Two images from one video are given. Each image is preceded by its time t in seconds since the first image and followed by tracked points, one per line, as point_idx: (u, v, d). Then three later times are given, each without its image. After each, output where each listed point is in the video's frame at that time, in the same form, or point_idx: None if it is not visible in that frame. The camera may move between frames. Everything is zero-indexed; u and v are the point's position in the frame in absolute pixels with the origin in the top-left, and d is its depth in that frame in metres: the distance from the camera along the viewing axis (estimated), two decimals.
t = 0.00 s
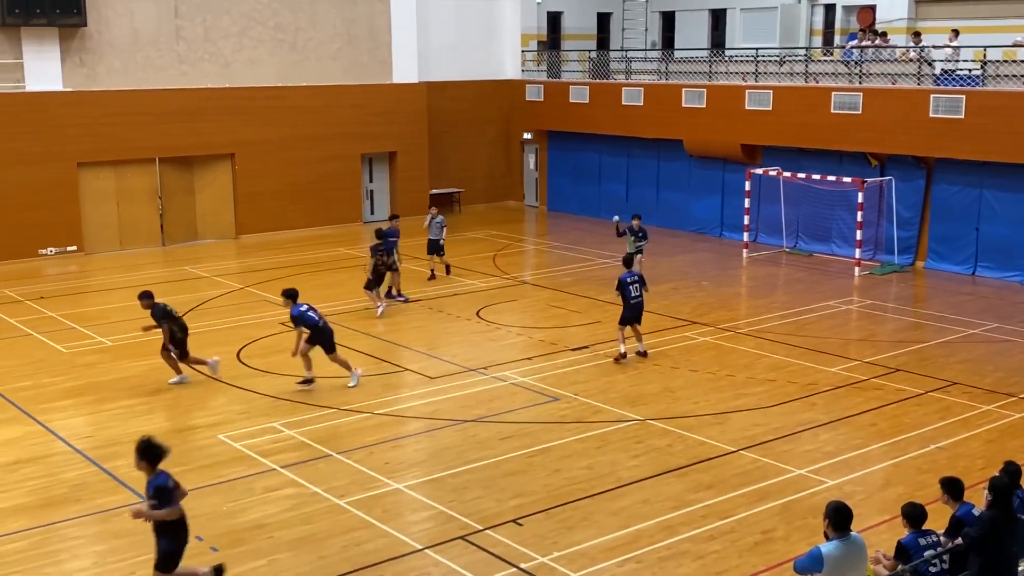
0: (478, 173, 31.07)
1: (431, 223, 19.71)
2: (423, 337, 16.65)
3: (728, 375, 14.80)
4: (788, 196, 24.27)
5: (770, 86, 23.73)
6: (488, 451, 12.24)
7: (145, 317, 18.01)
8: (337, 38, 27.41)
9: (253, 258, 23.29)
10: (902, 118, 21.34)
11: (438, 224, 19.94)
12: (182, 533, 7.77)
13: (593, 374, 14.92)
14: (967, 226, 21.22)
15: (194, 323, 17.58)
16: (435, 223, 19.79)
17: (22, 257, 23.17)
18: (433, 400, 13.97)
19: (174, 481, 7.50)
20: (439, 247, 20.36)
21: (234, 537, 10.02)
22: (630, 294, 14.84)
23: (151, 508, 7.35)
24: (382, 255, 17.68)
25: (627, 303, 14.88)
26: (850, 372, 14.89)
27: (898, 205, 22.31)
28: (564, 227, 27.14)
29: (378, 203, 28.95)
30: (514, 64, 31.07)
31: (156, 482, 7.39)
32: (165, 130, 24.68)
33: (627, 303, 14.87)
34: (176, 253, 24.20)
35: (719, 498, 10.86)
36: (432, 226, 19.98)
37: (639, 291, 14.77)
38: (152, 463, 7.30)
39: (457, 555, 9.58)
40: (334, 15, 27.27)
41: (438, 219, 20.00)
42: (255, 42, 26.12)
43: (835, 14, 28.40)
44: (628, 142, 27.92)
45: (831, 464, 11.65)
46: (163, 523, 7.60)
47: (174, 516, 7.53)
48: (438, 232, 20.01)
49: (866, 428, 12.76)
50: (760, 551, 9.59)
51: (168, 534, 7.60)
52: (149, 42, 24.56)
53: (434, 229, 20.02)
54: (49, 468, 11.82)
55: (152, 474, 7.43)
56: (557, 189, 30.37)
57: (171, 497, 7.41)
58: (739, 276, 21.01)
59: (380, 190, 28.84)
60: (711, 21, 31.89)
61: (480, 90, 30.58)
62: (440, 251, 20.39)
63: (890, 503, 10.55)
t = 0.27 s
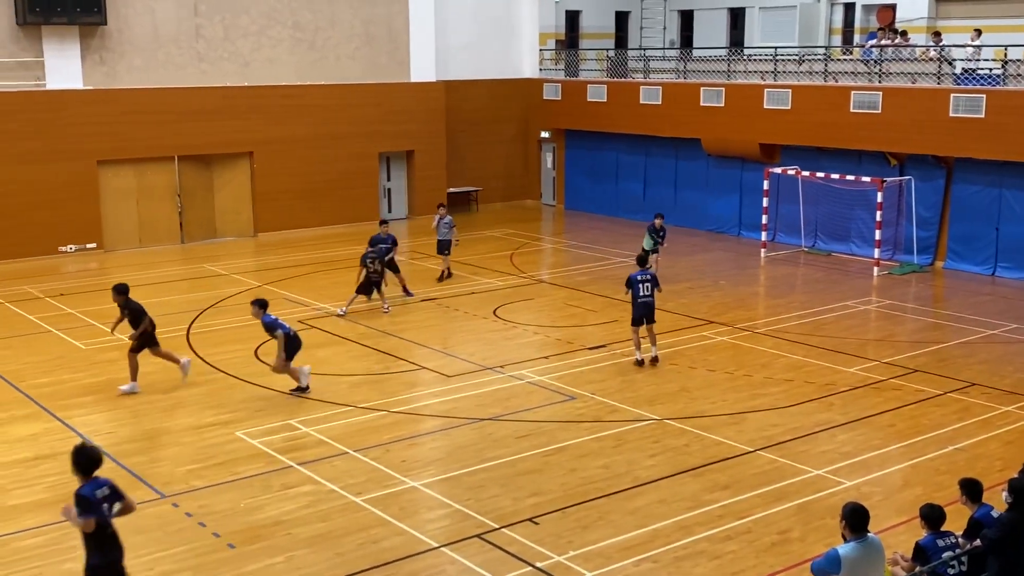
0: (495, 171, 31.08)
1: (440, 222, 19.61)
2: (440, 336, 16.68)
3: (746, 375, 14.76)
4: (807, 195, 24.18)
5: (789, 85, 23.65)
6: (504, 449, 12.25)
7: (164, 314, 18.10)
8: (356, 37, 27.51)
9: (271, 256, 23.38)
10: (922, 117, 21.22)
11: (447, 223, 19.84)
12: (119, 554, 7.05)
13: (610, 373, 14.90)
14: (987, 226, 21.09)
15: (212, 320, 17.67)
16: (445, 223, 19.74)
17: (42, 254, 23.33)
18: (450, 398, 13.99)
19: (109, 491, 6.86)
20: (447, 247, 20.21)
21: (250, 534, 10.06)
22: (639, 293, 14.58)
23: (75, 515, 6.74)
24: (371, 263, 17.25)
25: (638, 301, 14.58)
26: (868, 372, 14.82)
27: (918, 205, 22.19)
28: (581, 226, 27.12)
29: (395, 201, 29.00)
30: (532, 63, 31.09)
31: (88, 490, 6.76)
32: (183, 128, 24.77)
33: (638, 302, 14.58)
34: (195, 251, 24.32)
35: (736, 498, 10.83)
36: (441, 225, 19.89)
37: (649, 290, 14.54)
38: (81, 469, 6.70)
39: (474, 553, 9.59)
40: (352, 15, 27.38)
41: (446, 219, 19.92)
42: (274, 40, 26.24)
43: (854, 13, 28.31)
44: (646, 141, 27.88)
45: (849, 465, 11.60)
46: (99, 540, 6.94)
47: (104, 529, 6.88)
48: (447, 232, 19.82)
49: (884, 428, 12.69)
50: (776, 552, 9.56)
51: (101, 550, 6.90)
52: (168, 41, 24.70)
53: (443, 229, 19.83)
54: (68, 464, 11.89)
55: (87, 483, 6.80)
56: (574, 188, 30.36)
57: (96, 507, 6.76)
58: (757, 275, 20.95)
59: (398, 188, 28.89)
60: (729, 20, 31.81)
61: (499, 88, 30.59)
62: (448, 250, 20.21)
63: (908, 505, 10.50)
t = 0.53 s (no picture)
0: (516, 170, 31.08)
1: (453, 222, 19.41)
2: (462, 334, 16.69)
3: (769, 375, 14.69)
4: (831, 195, 24.06)
5: (813, 84, 23.54)
6: (525, 448, 12.25)
7: (187, 311, 18.20)
8: (380, 35, 27.57)
9: (294, 253, 23.46)
10: (947, 117, 21.06)
11: (459, 224, 19.71)
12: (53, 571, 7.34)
13: (632, 373, 14.87)
14: (1013, 227, 20.90)
15: (235, 317, 17.75)
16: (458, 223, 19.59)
17: (67, 251, 23.50)
18: (472, 397, 13.99)
19: (41, 517, 7.10)
20: (460, 249, 20.01)
21: (273, 530, 10.10)
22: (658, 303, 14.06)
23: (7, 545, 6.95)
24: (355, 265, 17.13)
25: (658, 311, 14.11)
26: (892, 373, 14.73)
27: (943, 205, 22.03)
28: (603, 225, 27.08)
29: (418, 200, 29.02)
30: (556, 62, 31.06)
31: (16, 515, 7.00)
32: (206, 126, 24.86)
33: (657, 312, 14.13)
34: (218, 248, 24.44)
35: (758, 498, 10.78)
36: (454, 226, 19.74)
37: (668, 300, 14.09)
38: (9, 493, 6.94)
39: (495, 552, 9.59)
40: (376, 13, 27.44)
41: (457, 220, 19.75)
42: (298, 39, 26.34)
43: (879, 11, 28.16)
44: (669, 139, 27.80)
45: (872, 466, 11.52)
46: (30, 562, 7.22)
47: (38, 553, 7.16)
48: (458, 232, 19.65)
49: (908, 430, 12.61)
50: (799, 553, 9.51)
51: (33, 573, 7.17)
52: (193, 39, 24.82)
53: (456, 230, 19.71)
54: (92, 459, 11.98)
55: (13, 507, 7.02)
56: (597, 187, 30.32)
57: (28, 532, 6.99)
58: (780, 275, 20.85)
59: (420, 187, 28.89)
60: (754, 18, 31.68)
61: (521, 86, 30.60)
62: (461, 253, 20.04)
63: (932, 507, 10.42)
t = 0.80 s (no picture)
0: (546, 168, 31.07)
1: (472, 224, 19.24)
2: (491, 331, 16.71)
3: (799, 375, 14.61)
4: (863, 194, 23.87)
5: (847, 83, 23.38)
6: (554, 446, 12.25)
7: (219, 306, 18.35)
8: (411, 33, 27.64)
9: (325, 250, 23.59)
10: (982, 116, 20.83)
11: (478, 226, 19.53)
12: None
13: (662, 372, 14.84)
14: None
15: (266, 313, 17.88)
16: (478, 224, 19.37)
17: (100, 247, 23.75)
18: (501, 394, 14.02)
19: None
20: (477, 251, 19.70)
21: (302, 525, 10.17)
22: (686, 303, 13.81)
23: None
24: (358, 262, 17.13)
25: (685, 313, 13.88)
26: (925, 374, 14.60)
27: (977, 205, 21.78)
28: (634, 224, 27.02)
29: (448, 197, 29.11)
30: (587, 60, 31.00)
31: None
32: (238, 124, 25.03)
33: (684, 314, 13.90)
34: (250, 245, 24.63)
35: (787, 499, 10.73)
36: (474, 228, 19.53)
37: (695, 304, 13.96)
38: None
39: (522, 549, 9.61)
40: (409, 10, 27.49)
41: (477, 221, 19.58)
42: (330, 36, 26.46)
43: (915, 9, 27.90)
44: (701, 138, 27.70)
45: (903, 468, 11.43)
46: None
47: None
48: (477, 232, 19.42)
49: (941, 431, 12.50)
50: (829, 554, 9.45)
51: None
52: (227, 36, 25.02)
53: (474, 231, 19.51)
54: (125, 453, 12.12)
55: None
56: (627, 185, 30.26)
57: None
58: (812, 275, 20.72)
59: (451, 184, 28.98)
60: (787, 16, 31.46)
61: (552, 85, 30.59)
62: (480, 253, 19.79)
63: (964, 509, 10.32)
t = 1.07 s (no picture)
0: (581, 167, 31.02)
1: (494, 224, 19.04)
2: (526, 330, 16.72)
3: (837, 376, 14.49)
4: (903, 194, 23.63)
5: (888, 81, 23.14)
6: (589, 445, 12.23)
7: (255, 303, 18.48)
8: (449, 31, 27.63)
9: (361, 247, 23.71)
10: None
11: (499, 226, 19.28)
12: None
13: (698, 372, 14.77)
14: None
15: (302, 310, 17.99)
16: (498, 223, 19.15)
17: (139, 243, 24.00)
18: (535, 393, 14.01)
19: None
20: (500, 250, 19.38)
21: (337, 520, 10.22)
22: (719, 319, 13.66)
23: None
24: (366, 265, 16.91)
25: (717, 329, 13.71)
26: (966, 376, 14.42)
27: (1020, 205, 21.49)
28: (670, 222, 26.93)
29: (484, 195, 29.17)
30: (624, 57, 30.89)
31: None
32: (274, 121, 25.19)
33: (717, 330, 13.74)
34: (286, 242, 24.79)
35: (824, 501, 10.64)
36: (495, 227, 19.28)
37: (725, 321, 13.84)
38: None
39: (556, 548, 9.60)
40: (446, 8, 27.48)
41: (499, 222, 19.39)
42: (368, 35, 26.49)
43: (957, 7, 27.57)
44: (739, 137, 27.54)
45: (942, 471, 11.31)
46: None
47: None
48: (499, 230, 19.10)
49: (981, 434, 12.34)
50: (866, 557, 9.37)
51: None
52: (266, 35, 25.12)
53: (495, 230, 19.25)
54: (163, 447, 12.24)
55: None
56: (664, 184, 30.17)
57: None
58: (850, 275, 20.56)
59: (487, 182, 29.05)
60: (827, 14, 31.17)
61: (588, 83, 30.53)
62: (503, 252, 19.42)
63: (1004, 513, 10.19)
